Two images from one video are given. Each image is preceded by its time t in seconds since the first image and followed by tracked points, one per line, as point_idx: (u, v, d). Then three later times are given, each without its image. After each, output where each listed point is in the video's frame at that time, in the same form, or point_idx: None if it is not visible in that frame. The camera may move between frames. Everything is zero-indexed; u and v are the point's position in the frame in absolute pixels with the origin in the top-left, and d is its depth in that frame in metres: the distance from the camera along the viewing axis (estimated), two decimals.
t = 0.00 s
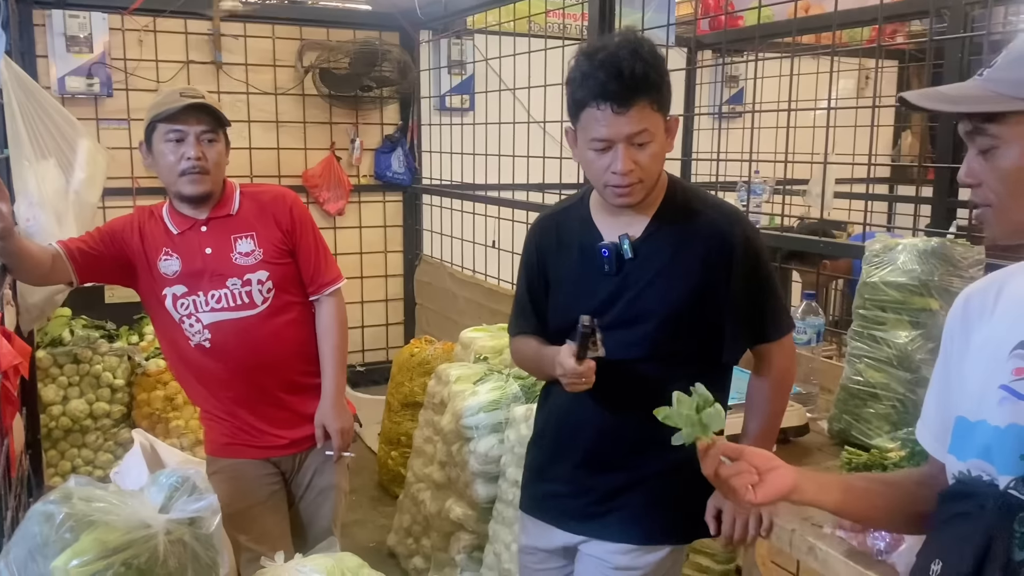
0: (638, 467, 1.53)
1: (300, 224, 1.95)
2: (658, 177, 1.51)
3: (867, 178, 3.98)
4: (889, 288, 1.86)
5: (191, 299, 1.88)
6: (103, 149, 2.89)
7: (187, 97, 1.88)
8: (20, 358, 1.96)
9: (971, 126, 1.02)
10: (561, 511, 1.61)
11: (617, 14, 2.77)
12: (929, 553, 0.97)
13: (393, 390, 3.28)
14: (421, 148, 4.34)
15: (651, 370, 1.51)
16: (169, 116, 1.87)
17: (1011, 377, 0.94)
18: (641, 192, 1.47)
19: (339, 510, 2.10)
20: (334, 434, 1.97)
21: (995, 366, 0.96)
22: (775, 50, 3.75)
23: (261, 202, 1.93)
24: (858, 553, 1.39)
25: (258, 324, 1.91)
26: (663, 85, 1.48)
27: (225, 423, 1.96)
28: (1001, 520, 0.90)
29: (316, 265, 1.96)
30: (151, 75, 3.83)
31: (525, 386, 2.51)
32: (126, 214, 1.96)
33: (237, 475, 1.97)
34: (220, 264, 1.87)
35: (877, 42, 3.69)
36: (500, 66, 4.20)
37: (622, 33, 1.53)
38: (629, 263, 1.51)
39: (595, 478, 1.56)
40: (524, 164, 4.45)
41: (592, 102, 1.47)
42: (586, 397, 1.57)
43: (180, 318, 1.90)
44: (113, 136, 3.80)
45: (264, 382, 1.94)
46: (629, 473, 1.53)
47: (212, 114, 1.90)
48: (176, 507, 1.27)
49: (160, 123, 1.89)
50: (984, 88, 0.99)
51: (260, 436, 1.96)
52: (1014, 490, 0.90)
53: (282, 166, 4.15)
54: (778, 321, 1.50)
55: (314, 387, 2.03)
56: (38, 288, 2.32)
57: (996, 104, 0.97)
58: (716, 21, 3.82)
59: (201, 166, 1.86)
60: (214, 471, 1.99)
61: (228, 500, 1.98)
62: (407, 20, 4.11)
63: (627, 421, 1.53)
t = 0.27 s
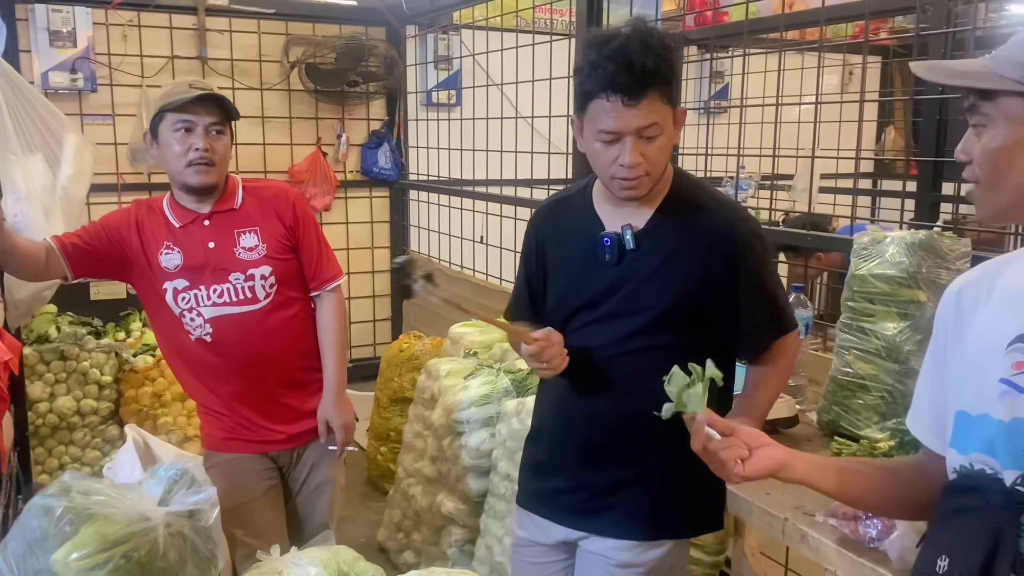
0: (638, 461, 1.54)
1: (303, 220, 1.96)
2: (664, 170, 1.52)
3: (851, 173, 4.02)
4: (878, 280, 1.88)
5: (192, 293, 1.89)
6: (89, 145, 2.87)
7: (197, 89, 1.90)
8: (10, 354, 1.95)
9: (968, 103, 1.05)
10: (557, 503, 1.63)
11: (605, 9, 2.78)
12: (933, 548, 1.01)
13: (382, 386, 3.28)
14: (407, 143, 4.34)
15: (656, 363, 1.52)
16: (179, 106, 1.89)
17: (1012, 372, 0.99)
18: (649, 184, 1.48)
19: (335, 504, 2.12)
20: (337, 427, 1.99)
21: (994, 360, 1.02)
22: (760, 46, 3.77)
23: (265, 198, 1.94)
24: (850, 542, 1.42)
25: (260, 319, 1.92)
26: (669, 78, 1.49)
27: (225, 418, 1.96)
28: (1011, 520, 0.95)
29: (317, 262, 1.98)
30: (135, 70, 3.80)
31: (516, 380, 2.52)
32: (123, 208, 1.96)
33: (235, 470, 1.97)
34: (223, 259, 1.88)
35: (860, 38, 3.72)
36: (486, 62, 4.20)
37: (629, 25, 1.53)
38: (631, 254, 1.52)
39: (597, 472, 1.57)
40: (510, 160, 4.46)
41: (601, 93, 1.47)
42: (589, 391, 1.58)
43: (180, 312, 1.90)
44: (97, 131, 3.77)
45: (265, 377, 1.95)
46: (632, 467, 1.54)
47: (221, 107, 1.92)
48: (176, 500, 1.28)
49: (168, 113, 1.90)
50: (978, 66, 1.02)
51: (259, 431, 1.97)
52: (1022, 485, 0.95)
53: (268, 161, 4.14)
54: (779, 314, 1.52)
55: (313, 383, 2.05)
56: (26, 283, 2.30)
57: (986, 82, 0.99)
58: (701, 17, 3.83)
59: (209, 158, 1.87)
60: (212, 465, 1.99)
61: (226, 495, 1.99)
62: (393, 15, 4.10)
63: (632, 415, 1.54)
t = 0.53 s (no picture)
0: (637, 456, 1.55)
1: (301, 218, 1.97)
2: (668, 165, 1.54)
3: (836, 170, 4.05)
4: (868, 276, 1.89)
5: (188, 288, 1.89)
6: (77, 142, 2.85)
7: (198, 84, 1.92)
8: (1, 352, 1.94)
9: (966, 92, 1.06)
10: (556, 500, 1.64)
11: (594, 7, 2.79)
12: (932, 545, 1.03)
13: (373, 383, 3.28)
14: (395, 140, 4.33)
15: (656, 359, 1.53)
16: (180, 100, 1.90)
17: (1008, 367, 1.01)
18: (651, 180, 1.49)
19: (328, 502, 2.12)
20: (337, 426, 1.99)
21: (990, 353, 1.04)
22: (746, 44, 3.79)
23: (263, 194, 1.95)
24: (843, 534, 1.43)
25: (256, 316, 1.92)
26: (673, 75, 1.50)
27: (221, 414, 1.96)
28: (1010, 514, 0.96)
29: (313, 260, 1.99)
30: (122, 67, 3.78)
31: (507, 377, 2.53)
32: (121, 203, 1.96)
33: (229, 466, 1.97)
34: (220, 254, 1.88)
35: (846, 36, 3.75)
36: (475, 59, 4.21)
37: (634, 23, 1.55)
38: (632, 249, 1.54)
39: (596, 467, 1.58)
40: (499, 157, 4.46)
41: (605, 89, 1.49)
42: (589, 387, 1.59)
43: (176, 307, 1.90)
44: (83, 128, 3.74)
45: (261, 373, 1.96)
46: (630, 462, 1.55)
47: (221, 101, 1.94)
48: (173, 496, 1.29)
49: (169, 106, 1.90)
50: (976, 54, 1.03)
51: (255, 428, 1.97)
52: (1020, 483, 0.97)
53: (255, 158, 4.12)
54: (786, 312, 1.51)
55: (311, 381, 2.05)
56: (16, 281, 2.28)
57: (983, 70, 1.01)
58: (688, 15, 3.84)
59: (208, 152, 1.88)
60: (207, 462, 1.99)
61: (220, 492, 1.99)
62: (380, 12, 4.10)
63: (631, 410, 1.54)
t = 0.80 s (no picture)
0: (622, 450, 1.55)
1: (288, 214, 1.98)
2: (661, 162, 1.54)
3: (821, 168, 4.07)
4: (856, 273, 1.90)
5: (175, 286, 1.88)
6: (62, 139, 2.83)
7: (186, 79, 1.90)
8: None
9: (959, 83, 1.06)
10: (546, 495, 1.64)
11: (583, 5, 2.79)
12: (925, 543, 1.02)
13: (361, 382, 3.27)
14: (382, 138, 4.32)
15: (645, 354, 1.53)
16: (169, 95, 1.88)
17: (998, 364, 1.03)
18: (641, 175, 1.49)
19: (317, 500, 2.12)
20: (320, 424, 1.99)
21: (981, 350, 1.06)
22: (732, 43, 3.81)
23: (251, 191, 1.96)
24: (834, 530, 1.44)
25: (244, 314, 1.91)
26: (667, 72, 1.51)
27: (208, 413, 1.95)
28: (1000, 512, 0.97)
29: (300, 257, 2.01)
30: (107, 64, 3.75)
31: (497, 374, 2.53)
32: (103, 202, 1.94)
33: (217, 466, 1.96)
34: (208, 252, 1.88)
35: (831, 35, 3.77)
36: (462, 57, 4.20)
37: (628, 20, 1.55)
38: (623, 245, 1.55)
39: (584, 463, 1.58)
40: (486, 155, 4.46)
41: (597, 83, 1.50)
42: (577, 383, 1.59)
43: (163, 306, 1.89)
44: (67, 126, 3.71)
45: (249, 372, 1.95)
46: (618, 457, 1.55)
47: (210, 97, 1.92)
48: (165, 495, 1.29)
49: (156, 102, 1.89)
50: (972, 47, 1.02)
51: (242, 426, 1.96)
52: (1012, 481, 0.98)
53: (242, 156, 4.10)
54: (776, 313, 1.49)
55: (297, 380, 2.04)
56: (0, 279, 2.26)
57: (980, 65, 1.00)
58: (675, 14, 3.85)
59: (197, 149, 1.87)
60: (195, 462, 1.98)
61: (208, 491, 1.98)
62: (368, 10, 4.09)
63: (619, 406, 1.54)
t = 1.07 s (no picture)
0: (609, 442, 1.54)
1: (275, 213, 1.98)
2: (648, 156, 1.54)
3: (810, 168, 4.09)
4: (846, 271, 1.91)
5: (159, 283, 1.87)
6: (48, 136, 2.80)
7: (172, 72, 1.89)
8: None
9: (951, 79, 1.06)
10: (534, 487, 1.64)
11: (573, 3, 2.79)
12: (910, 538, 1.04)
13: (350, 381, 3.26)
14: (371, 137, 4.29)
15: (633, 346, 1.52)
16: (155, 89, 1.87)
17: (988, 360, 1.03)
18: (628, 167, 1.50)
19: (304, 499, 2.11)
20: (306, 425, 1.98)
21: (970, 345, 1.06)
22: (721, 42, 3.81)
23: (238, 189, 1.94)
24: (826, 527, 1.44)
25: (228, 312, 1.90)
26: (654, 65, 1.51)
27: (191, 411, 1.94)
28: (986, 507, 0.99)
29: (286, 257, 2.00)
30: (93, 61, 3.73)
31: (488, 373, 2.53)
32: (86, 197, 1.92)
33: (200, 466, 1.95)
34: (193, 250, 1.87)
35: (820, 35, 3.78)
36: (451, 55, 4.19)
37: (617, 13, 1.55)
38: (610, 238, 1.54)
39: (572, 456, 1.58)
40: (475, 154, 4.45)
41: (586, 74, 1.50)
42: (564, 378, 1.59)
43: (146, 303, 1.87)
44: (53, 123, 3.68)
45: (232, 370, 1.94)
46: (606, 450, 1.55)
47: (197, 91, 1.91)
48: (154, 494, 1.27)
49: (143, 95, 1.87)
50: (967, 44, 1.03)
51: (225, 425, 1.95)
52: (999, 477, 1.00)
53: (230, 154, 4.07)
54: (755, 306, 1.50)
55: (281, 377, 2.04)
56: None
57: (974, 60, 1.00)
58: (665, 13, 3.86)
59: (185, 142, 1.86)
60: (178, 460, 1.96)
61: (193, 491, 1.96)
62: (357, 8, 4.07)
63: (606, 399, 1.54)
